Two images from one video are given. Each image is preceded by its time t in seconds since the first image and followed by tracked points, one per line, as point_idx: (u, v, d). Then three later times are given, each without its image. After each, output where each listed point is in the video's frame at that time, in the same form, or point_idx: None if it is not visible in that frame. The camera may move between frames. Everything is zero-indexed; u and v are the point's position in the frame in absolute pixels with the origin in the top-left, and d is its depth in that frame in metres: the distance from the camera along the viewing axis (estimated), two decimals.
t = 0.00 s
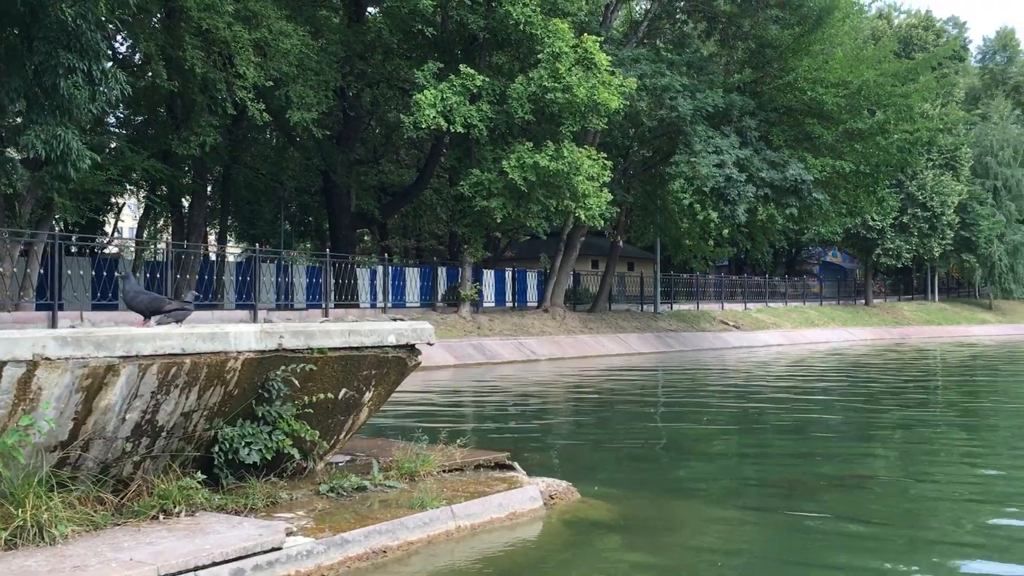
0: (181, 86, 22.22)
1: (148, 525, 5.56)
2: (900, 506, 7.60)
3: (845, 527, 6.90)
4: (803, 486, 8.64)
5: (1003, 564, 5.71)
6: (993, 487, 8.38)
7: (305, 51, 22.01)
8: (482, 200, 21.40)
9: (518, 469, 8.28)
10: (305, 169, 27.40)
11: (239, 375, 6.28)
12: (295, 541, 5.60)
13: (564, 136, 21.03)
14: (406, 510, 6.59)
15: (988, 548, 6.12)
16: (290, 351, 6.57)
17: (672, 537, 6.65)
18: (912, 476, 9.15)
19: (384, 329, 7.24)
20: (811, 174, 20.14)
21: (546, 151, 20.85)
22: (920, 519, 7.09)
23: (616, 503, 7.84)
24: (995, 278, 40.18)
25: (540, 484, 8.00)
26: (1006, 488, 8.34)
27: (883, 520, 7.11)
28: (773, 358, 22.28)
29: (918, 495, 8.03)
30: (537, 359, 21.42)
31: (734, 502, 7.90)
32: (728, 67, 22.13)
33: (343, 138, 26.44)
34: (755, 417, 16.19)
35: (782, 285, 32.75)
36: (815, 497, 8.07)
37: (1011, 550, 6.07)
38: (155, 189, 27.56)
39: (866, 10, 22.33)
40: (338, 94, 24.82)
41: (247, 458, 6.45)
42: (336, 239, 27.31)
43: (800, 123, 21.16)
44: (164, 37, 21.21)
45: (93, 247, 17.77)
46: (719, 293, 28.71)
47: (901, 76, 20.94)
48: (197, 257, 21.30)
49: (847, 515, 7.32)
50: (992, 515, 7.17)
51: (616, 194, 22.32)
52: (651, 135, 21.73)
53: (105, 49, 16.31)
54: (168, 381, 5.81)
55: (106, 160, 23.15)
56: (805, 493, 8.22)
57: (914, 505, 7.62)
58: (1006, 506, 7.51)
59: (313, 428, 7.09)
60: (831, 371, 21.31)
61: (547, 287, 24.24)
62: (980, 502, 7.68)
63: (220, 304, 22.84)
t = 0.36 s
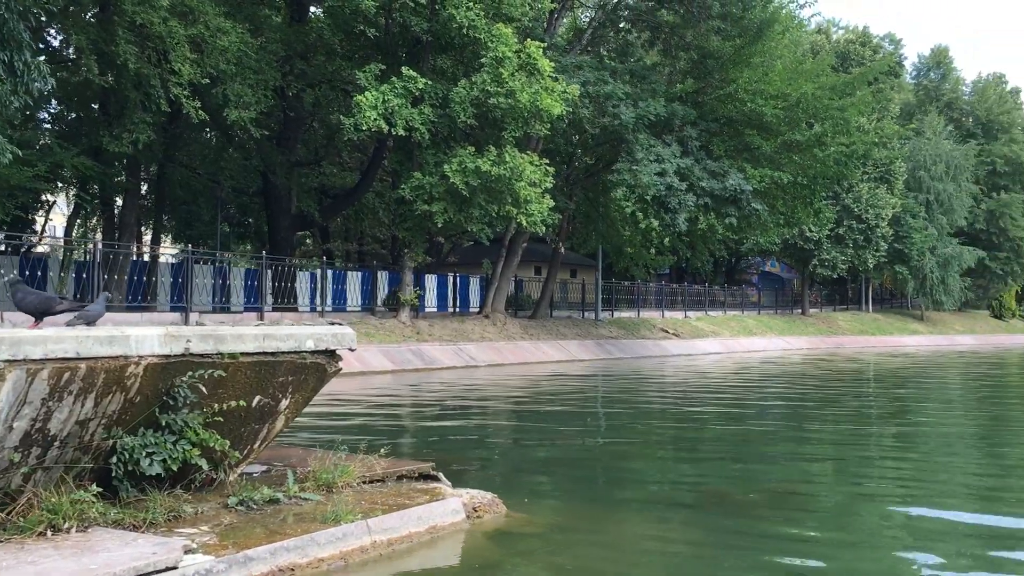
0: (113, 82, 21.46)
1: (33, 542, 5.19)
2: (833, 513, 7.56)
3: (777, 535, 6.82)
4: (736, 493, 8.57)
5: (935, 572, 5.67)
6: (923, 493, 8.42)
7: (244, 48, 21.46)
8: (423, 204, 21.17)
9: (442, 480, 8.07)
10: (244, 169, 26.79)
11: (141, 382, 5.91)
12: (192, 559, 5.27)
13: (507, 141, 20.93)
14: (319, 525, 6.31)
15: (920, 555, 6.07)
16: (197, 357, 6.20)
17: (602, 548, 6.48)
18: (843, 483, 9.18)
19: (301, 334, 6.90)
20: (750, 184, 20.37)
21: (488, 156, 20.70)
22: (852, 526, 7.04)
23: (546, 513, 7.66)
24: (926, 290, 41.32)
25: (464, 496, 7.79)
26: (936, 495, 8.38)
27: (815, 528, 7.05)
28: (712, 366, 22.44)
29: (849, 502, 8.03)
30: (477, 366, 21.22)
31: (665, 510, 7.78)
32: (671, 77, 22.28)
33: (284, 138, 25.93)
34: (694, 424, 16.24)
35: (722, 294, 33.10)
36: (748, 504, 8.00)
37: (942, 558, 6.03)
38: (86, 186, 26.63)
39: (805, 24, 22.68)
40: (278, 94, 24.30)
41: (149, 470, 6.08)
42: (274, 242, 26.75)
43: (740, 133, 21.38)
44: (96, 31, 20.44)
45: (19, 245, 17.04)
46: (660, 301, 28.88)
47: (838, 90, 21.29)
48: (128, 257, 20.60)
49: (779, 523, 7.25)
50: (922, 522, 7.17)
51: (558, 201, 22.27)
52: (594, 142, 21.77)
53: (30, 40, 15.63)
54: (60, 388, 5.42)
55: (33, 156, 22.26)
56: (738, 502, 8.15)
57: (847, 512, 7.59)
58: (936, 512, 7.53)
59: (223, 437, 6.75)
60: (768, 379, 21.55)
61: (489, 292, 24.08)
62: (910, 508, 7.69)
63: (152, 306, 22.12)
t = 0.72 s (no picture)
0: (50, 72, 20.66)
1: None
2: (778, 513, 7.45)
3: (722, 536, 6.68)
4: (681, 493, 8.44)
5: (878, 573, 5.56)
6: (865, 491, 8.37)
7: (187, 39, 20.87)
8: (370, 201, 20.84)
9: (371, 484, 7.86)
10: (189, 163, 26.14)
11: (39, 382, 5.41)
12: (87, 572, 4.99)
13: (456, 139, 20.70)
14: (233, 533, 6.05)
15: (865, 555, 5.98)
16: (101, 355, 5.67)
17: (542, 554, 6.27)
18: (787, 482, 9.11)
19: (219, 331, 6.32)
20: (699, 185, 20.44)
21: (438, 153, 20.46)
22: (795, 525, 6.94)
23: (485, 516, 7.44)
24: (871, 291, 42.09)
25: (392, 501, 7.56)
26: (878, 493, 8.34)
27: (760, 528, 6.94)
28: (662, 366, 22.47)
29: (793, 501, 7.95)
30: (426, 364, 20.95)
31: (608, 511, 7.62)
32: (622, 76, 22.22)
33: (230, 132, 25.37)
34: (643, 424, 16.17)
35: (671, 293, 33.27)
36: (693, 504, 7.86)
37: (887, 557, 5.94)
38: (23, 178, 25.71)
39: (753, 26, 22.82)
40: (223, 87, 23.73)
41: (47, 477, 5.58)
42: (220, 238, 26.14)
43: (690, 134, 21.41)
44: (33, 19, 19.65)
45: None
46: (610, 300, 28.92)
47: (786, 92, 21.44)
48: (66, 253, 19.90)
49: (723, 523, 7.11)
50: (866, 521, 7.09)
51: (508, 199, 22.11)
52: (545, 141, 21.64)
53: None
54: None
55: None
56: (682, 501, 8.02)
57: (791, 512, 7.49)
58: (879, 511, 7.48)
59: (134, 441, 6.23)
60: (717, 379, 21.64)
61: (438, 291, 23.83)
62: (853, 506, 7.63)
63: (92, 304, 21.39)
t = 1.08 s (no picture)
0: None
1: None
2: (734, 507, 7.32)
3: (679, 529, 6.55)
4: (635, 487, 8.28)
5: (833, 564, 5.46)
6: (814, 484, 8.30)
7: (132, 26, 20.23)
8: (321, 193, 20.55)
9: (300, 485, 7.63)
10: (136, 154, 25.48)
11: None
12: None
13: (408, 131, 20.41)
14: (142, 538, 5.69)
15: (814, 548, 5.89)
16: None
17: (488, 549, 6.08)
18: (737, 477, 9.03)
19: (134, 324, 5.62)
20: (652, 180, 20.36)
21: (390, 145, 20.16)
22: (752, 519, 6.83)
23: (430, 511, 7.24)
24: (822, 287, 42.68)
25: (319, 502, 7.25)
26: (832, 486, 8.28)
27: (717, 521, 6.81)
28: (615, 362, 22.42)
29: (747, 494, 7.86)
30: (377, 360, 20.65)
31: (556, 505, 7.45)
32: (578, 71, 22.03)
33: (179, 123, 24.80)
34: (598, 420, 16.07)
35: (626, 289, 33.34)
36: (647, 498, 7.72)
37: (837, 549, 5.85)
38: None
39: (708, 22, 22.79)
40: (171, 75, 23.13)
41: None
42: (169, 230, 25.51)
43: (644, 129, 21.27)
44: None
45: None
46: (565, 295, 28.84)
47: (739, 88, 21.47)
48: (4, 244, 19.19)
49: (672, 516, 6.99)
50: (823, 513, 7.01)
51: (460, 192, 21.89)
52: (500, 134, 21.44)
53: None
54: None
55: None
56: (636, 495, 7.88)
57: (746, 506, 7.37)
58: (832, 504, 7.42)
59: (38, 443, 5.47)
60: (671, 375, 21.65)
61: (391, 285, 23.54)
62: (807, 500, 7.55)
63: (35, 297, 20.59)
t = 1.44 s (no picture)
0: None
1: None
2: (656, 507, 7.30)
3: (601, 528, 6.48)
4: (561, 488, 8.20)
5: (754, 562, 5.45)
6: (742, 484, 8.30)
7: (49, 19, 19.22)
8: (248, 194, 20.06)
9: (197, 498, 7.18)
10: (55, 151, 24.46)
11: None
12: None
13: (337, 131, 20.06)
14: None
15: (748, 548, 5.82)
16: None
17: (418, 550, 5.84)
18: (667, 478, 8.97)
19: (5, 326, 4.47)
20: (584, 184, 20.35)
21: (318, 145, 19.77)
22: (676, 519, 6.79)
23: (356, 510, 6.98)
24: (750, 291, 43.52)
25: (216, 516, 6.24)
26: (755, 486, 8.33)
27: (642, 521, 6.75)
28: (547, 366, 22.39)
29: (672, 495, 7.83)
30: (305, 364, 20.21)
31: (487, 506, 7.27)
32: (511, 74, 21.86)
33: (100, 120, 23.94)
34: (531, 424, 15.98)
35: (559, 292, 33.39)
36: (572, 499, 7.65)
37: (770, 550, 5.80)
38: None
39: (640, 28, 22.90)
40: (89, 70, 22.24)
41: None
42: (89, 230, 24.58)
43: (576, 133, 21.22)
44: None
45: None
46: (498, 298, 28.77)
47: (670, 94, 21.67)
48: None
49: (595, 517, 6.92)
50: (747, 513, 7.01)
51: (390, 195, 21.64)
52: (433, 136, 21.21)
53: None
54: None
55: None
56: (561, 496, 7.79)
57: (669, 506, 7.36)
58: (753, 503, 7.45)
59: None
60: (603, 379, 21.70)
61: (320, 288, 23.12)
62: (731, 500, 7.55)
63: None
